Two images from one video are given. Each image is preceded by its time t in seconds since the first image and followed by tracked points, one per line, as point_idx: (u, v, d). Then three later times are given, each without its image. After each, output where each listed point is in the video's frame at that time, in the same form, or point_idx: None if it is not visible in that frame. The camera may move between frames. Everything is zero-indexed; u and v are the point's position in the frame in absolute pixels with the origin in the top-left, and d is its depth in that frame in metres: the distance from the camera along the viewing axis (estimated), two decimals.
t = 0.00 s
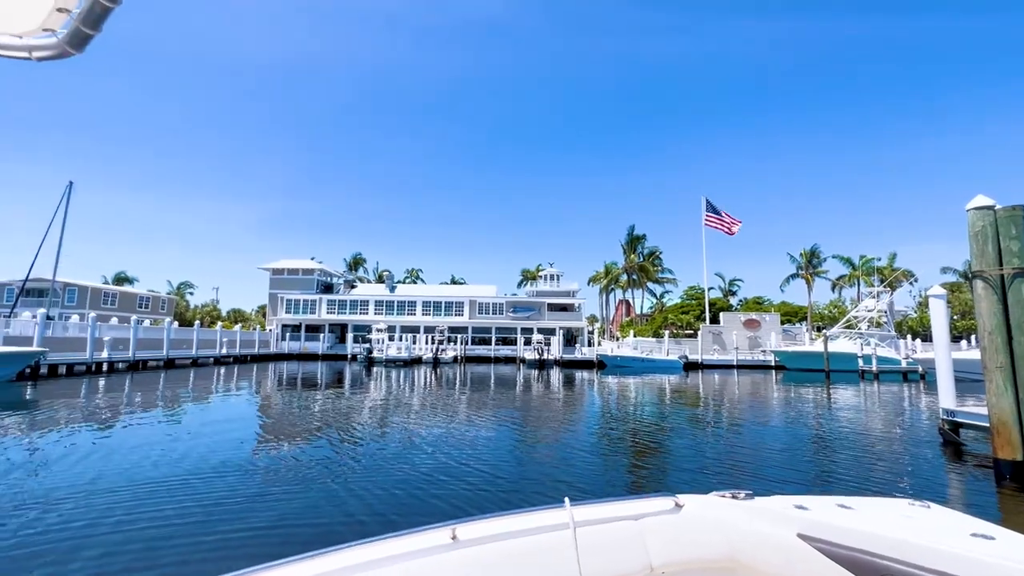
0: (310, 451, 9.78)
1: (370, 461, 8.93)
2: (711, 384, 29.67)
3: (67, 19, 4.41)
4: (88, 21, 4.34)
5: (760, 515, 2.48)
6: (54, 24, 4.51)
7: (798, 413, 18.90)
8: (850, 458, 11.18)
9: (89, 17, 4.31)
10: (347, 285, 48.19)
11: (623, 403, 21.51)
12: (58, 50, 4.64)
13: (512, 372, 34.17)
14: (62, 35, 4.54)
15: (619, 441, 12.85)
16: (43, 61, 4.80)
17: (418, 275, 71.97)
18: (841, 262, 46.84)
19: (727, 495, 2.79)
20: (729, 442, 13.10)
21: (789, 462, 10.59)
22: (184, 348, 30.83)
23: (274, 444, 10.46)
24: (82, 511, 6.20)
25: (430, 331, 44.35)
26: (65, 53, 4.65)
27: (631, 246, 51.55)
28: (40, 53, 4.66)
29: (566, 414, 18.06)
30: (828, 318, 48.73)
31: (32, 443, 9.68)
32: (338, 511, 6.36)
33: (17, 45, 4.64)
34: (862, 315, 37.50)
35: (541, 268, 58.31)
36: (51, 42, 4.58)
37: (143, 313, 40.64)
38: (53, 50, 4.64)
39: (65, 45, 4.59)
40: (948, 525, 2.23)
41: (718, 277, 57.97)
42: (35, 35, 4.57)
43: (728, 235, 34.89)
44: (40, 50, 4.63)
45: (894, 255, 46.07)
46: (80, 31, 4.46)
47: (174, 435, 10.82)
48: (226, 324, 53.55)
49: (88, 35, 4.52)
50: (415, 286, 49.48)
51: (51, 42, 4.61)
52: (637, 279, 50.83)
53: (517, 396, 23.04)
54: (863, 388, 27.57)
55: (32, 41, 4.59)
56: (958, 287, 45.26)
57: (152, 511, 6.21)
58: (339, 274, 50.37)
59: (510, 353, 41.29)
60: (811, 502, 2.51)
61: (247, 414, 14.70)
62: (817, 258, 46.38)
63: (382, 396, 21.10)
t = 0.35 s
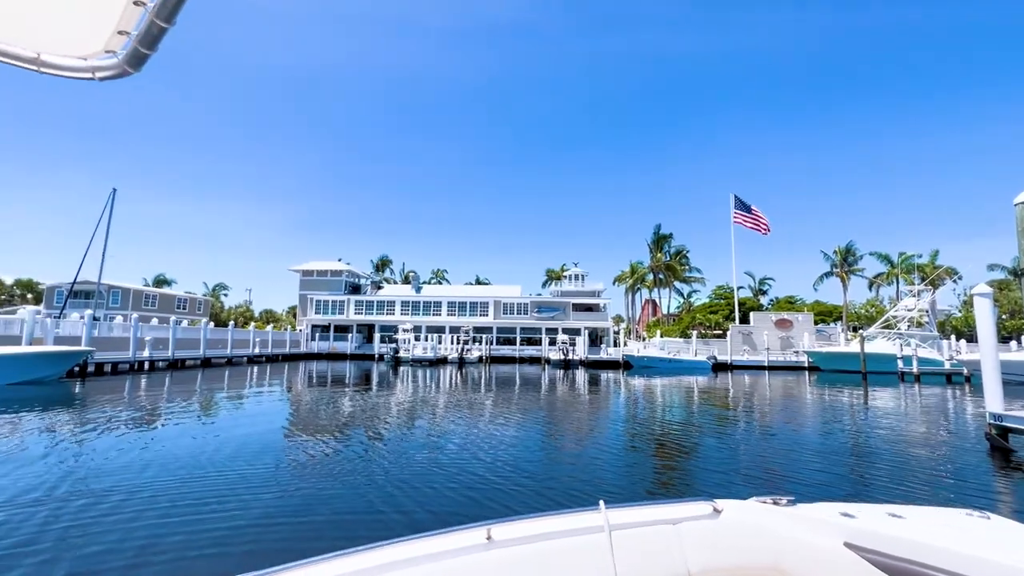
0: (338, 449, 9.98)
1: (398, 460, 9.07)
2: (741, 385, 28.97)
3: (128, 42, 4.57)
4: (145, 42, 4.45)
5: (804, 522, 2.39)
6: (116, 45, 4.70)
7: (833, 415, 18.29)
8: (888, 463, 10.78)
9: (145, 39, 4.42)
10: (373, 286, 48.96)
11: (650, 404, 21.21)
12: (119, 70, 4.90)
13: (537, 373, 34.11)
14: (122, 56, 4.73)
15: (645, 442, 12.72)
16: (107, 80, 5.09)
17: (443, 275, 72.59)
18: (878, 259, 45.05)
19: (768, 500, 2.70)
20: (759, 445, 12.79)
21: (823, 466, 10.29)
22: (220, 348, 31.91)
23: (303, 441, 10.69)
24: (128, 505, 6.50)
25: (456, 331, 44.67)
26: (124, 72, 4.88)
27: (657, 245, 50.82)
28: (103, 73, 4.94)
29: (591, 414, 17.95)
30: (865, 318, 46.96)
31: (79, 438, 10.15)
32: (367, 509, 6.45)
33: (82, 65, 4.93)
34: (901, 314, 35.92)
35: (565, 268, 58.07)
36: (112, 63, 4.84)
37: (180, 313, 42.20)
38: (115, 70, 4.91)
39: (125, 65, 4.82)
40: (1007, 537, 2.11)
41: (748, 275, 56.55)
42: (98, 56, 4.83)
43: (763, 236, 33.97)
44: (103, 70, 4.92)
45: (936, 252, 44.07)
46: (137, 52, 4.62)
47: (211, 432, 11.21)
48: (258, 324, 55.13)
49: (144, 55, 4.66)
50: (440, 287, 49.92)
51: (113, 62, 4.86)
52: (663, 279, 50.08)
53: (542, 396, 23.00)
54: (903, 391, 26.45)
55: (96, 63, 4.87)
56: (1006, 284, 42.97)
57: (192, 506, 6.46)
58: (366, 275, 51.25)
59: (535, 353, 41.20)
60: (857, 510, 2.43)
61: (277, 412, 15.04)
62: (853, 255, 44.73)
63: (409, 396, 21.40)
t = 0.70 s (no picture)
0: (365, 445, 10.15)
1: (425, 457, 9.18)
2: (771, 384, 28.27)
3: (175, 64, 3.94)
4: (191, 66, 3.86)
5: (847, 530, 2.32)
6: (163, 67, 4.04)
7: (867, 417, 17.69)
8: (929, 466, 10.37)
9: (191, 61, 3.80)
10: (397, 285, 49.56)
11: (676, 404, 20.90)
12: (166, 92, 4.28)
13: (560, 372, 33.98)
14: (170, 79, 4.10)
15: (671, 442, 12.54)
16: (154, 101, 4.47)
17: (466, 274, 72.95)
18: (915, 255, 43.30)
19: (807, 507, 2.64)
20: (790, 446, 12.47)
21: (859, 468, 9.96)
22: (250, 347, 32.77)
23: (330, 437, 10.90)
24: (169, 496, 6.75)
25: (479, 330, 44.84)
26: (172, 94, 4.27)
27: (682, 242, 50.04)
28: (152, 95, 4.34)
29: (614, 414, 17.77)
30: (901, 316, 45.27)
31: (121, 433, 10.58)
32: (393, 506, 6.49)
33: (131, 89, 4.29)
34: (940, 313, 34.30)
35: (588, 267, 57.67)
36: (160, 86, 4.19)
37: (213, 314, 43.55)
38: (164, 93, 4.30)
39: (173, 88, 4.20)
40: None
41: (776, 273, 55.14)
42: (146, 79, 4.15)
43: (797, 231, 32.98)
44: (152, 93, 4.29)
45: (978, 246, 42.05)
46: (183, 74, 4.00)
47: (244, 428, 11.55)
48: (286, 324, 56.48)
49: (192, 76, 4.03)
50: (463, 286, 50.17)
51: (161, 85, 4.21)
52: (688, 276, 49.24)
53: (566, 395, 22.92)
54: (944, 391, 25.38)
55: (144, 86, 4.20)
56: None
57: (229, 498, 6.67)
58: (390, 275, 51.86)
59: (558, 352, 41.06)
60: (903, 519, 2.35)
61: (306, 410, 15.33)
62: (888, 251, 43.10)
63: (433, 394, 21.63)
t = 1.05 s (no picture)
0: (390, 442, 10.28)
1: (450, 453, 9.25)
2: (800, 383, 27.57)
3: (221, 80, 3.32)
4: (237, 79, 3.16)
5: (894, 537, 2.24)
6: (210, 82, 3.40)
7: (901, 417, 17.13)
8: (969, 468, 9.97)
9: (237, 79, 3.17)
10: (420, 284, 50.02)
11: (700, 402, 20.60)
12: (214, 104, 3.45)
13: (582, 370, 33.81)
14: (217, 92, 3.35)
15: (696, 441, 12.37)
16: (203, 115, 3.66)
17: (487, 272, 73.21)
18: (953, 249, 41.61)
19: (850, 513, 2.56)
20: (820, 446, 12.16)
21: (895, 470, 9.64)
22: (278, 345, 33.57)
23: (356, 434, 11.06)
24: (204, 488, 6.95)
25: (500, 328, 44.94)
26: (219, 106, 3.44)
27: (706, 239, 49.18)
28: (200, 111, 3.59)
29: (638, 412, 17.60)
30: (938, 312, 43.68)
31: (157, 430, 10.84)
32: (421, 501, 6.57)
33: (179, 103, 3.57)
34: (981, 309, 32.66)
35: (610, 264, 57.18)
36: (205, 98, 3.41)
37: (243, 313, 44.75)
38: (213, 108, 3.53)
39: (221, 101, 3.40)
40: None
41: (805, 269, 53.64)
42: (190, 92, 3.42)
43: (828, 229, 31.75)
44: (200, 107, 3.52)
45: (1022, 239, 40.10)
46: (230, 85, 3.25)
47: (273, 424, 11.83)
48: (312, 322, 57.63)
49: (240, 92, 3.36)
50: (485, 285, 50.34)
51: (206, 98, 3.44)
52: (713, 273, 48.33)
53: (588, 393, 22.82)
54: (984, 391, 24.35)
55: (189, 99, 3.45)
56: None
57: (261, 491, 6.83)
58: (412, 274, 52.38)
59: (580, 350, 40.86)
60: (956, 527, 2.25)
61: (332, 407, 15.57)
62: (923, 245, 41.51)
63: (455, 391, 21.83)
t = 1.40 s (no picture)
0: (415, 438, 10.39)
1: (474, 449, 9.31)
2: (829, 381, 26.87)
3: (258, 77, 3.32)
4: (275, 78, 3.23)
5: (941, 540, 2.16)
6: (248, 80, 3.43)
7: (937, 417, 16.55)
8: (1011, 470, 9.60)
9: (273, 74, 3.21)
10: (441, 283, 50.46)
11: (725, 401, 20.29)
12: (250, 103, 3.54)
13: (604, 367, 33.62)
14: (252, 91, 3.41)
15: (722, 440, 12.19)
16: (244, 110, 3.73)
17: (508, 271, 73.38)
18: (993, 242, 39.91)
19: (895, 515, 2.47)
20: (852, 445, 11.85)
21: (930, 471, 9.34)
22: (304, 343, 34.33)
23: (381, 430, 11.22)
24: (237, 479, 7.15)
25: (522, 326, 44.99)
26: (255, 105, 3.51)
27: (731, 234, 48.32)
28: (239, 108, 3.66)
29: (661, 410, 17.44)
30: (977, 309, 42.02)
31: (192, 425, 11.14)
32: (448, 494, 6.67)
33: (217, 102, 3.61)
34: None
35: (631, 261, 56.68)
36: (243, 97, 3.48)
37: (270, 312, 45.90)
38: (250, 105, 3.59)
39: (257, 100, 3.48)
40: None
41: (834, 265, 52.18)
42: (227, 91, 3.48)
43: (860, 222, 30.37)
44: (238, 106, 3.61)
45: None
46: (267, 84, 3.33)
47: (301, 420, 12.11)
48: (337, 321, 58.73)
49: (277, 89, 3.40)
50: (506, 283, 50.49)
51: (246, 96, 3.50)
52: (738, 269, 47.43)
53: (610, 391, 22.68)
54: None
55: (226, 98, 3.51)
56: None
57: (292, 482, 6.99)
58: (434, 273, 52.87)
59: (602, 348, 40.62)
60: (1010, 531, 2.15)
61: (358, 404, 15.87)
62: (961, 238, 39.91)
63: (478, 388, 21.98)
